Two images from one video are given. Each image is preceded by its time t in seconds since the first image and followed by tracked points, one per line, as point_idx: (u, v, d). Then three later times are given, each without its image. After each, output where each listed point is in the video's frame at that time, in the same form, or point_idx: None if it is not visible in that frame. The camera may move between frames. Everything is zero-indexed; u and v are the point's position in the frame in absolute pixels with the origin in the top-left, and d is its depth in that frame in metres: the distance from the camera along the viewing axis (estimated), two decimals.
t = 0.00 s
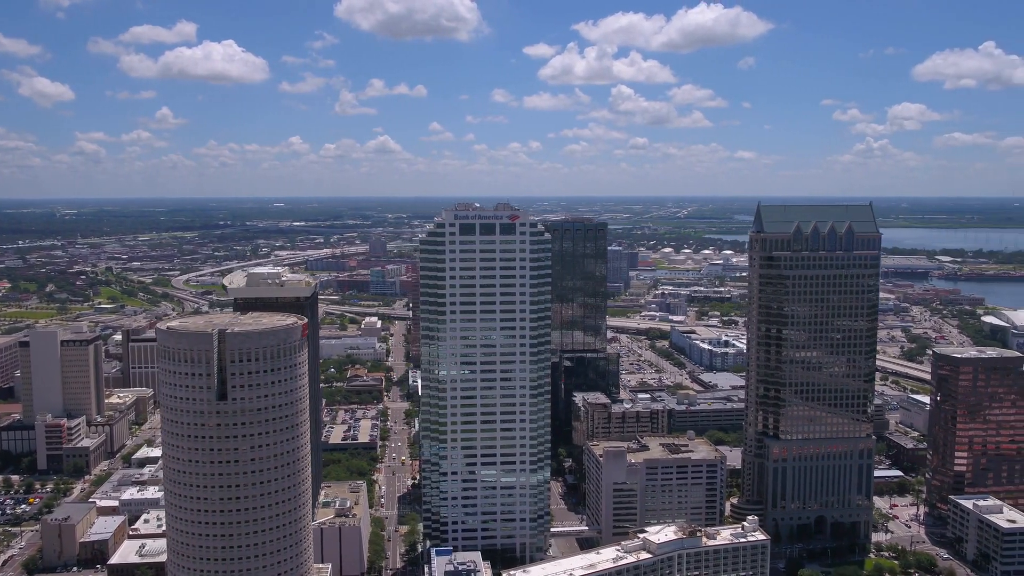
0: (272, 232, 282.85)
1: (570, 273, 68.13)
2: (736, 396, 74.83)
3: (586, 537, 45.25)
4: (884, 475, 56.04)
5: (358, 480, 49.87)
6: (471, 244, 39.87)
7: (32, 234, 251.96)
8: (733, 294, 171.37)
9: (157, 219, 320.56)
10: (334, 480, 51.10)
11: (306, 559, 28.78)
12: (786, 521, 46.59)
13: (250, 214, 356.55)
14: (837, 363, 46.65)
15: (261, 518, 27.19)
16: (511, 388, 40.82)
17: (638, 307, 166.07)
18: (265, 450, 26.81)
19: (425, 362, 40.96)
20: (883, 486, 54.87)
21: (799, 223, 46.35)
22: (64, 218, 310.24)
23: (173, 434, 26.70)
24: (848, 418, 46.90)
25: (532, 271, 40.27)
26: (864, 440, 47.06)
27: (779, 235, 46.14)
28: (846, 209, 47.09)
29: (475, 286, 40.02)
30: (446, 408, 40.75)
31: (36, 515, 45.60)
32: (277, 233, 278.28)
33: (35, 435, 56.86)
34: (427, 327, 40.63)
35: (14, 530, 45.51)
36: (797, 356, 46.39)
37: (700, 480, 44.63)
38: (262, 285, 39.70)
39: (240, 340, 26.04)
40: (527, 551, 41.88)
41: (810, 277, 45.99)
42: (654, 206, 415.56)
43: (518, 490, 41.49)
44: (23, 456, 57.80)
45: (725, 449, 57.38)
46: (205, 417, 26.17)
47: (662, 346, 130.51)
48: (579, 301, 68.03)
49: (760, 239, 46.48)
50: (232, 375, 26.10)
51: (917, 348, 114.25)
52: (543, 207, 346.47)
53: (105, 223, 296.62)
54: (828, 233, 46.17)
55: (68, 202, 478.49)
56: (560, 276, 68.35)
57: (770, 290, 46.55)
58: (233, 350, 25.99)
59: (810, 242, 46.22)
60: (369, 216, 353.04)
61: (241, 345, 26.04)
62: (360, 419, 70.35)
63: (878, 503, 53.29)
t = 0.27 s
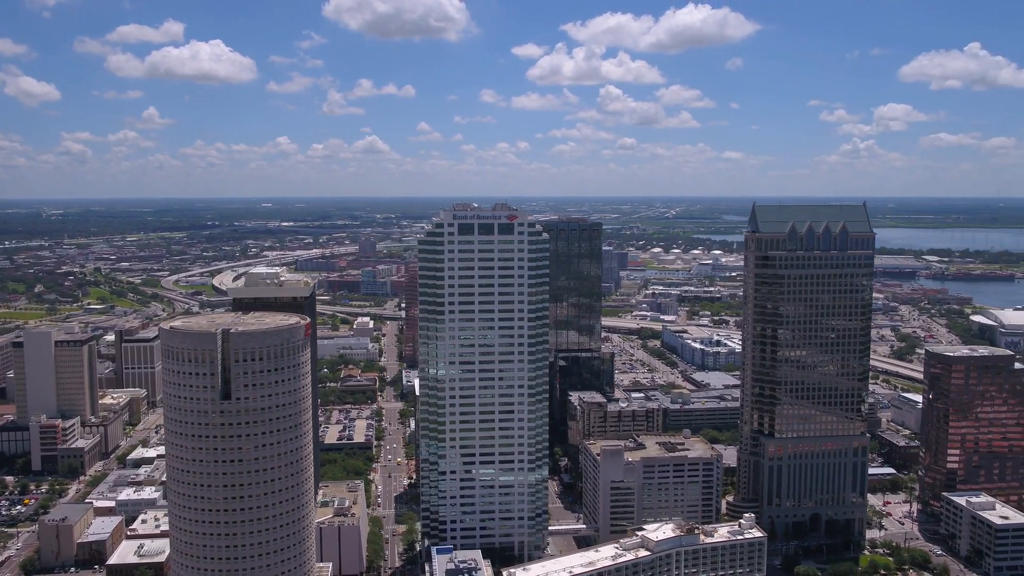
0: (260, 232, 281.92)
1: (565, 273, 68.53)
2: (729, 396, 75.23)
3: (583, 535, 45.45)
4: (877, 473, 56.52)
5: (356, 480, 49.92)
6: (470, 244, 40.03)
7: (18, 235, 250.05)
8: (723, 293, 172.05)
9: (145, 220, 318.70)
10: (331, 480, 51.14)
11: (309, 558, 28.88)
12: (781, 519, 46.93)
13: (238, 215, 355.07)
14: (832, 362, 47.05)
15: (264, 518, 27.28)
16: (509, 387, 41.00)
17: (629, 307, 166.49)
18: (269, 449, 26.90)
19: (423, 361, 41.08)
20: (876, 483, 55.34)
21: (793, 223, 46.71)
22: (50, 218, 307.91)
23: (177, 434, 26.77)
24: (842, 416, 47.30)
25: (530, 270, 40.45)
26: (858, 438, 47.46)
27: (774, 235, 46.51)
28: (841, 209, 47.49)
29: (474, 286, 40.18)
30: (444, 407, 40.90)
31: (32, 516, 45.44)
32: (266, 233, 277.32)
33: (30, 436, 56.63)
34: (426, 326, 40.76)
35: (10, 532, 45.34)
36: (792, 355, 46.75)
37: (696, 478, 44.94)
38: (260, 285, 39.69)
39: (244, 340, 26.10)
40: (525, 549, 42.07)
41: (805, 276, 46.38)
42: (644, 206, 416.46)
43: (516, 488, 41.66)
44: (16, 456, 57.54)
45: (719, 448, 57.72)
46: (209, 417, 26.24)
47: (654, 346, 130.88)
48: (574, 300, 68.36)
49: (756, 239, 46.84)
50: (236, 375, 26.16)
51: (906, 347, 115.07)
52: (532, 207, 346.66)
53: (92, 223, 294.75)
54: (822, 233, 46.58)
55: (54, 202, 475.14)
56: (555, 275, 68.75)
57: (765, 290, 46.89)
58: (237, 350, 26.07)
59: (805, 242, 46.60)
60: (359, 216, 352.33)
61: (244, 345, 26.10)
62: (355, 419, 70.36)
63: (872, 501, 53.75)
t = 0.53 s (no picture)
0: (249, 232, 281.01)
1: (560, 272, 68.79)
2: (722, 394, 75.64)
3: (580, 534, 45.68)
4: (870, 470, 57.02)
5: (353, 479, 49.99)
6: (468, 244, 40.20)
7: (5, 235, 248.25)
8: (713, 293, 172.82)
9: (132, 220, 316.90)
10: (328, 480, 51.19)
11: (312, 556, 29.00)
12: (776, 516, 47.29)
13: (226, 215, 353.59)
14: (827, 360, 47.46)
15: (268, 516, 27.38)
16: (507, 386, 41.19)
17: (620, 307, 166.92)
18: (273, 448, 27.01)
19: (422, 361, 41.22)
20: (869, 481, 55.83)
21: (788, 223, 47.10)
22: (37, 219, 305.76)
23: (181, 433, 26.84)
24: (836, 413, 47.73)
25: (529, 269, 40.65)
26: (852, 435, 47.91)
27: (769, 234, 46.89)
28: (835, 209, 47.89)
29: (472, 286, 40.35)
30: (443, 406, 41.07)
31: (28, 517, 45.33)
32: (256, 234, 276.40)
33: (24, 437, 56.43)
34: (425, 326, 40.91)
35: (6, 532, 45.20)
36: (787, 353, 47.13)
37: (693, 476, 45.27)
38: (259, 285, 39.61)
39: (248, 339, 26.19)
40: (523, 547, 42.24)
41: (799, 275, 46.79)
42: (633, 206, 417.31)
43: (514, 487, 41.84)
44: (10, 457, 57.34)
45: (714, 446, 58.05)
46: (213, 416, 26.32)
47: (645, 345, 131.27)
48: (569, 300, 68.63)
49: (751, 238, 47.22)
50: (240, 374, 26.26)
51: (896, 345, 115.93)
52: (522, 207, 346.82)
53: (80, 224, 293.05)
54: (817, 233, 47.01)
55: (40, 203, 472.02)
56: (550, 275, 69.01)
57: (760, 289, 47.28)
58: (242, 350, 26.17)
59: (799, 241, 47.01)
60: (348, 216, 351.63)
61: (248, 344, 26.19)
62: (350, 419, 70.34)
63: (865, 498, 54.24)
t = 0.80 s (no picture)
0: (237, 232, 280.07)
1: (555, 272, 68.97)
2: (716, 393, 76.05)
3: (577, 531, 45.92)
4: (863, 468, 57.53)
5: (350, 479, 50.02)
6: (467, 243, 40.37)
7: None
8: (703, 293, 173.49)
9: (120, 220, 315.04)
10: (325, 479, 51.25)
11: (315, 554, 29.13)
12: (771, 513, 47.70)
13: (214, 215, 352.01)
14: (821, 359, 47.87)
15: (271, 514, 27.47)
16: (506, 385, 41.36)
17: (611, 306, 167.30)
18: (276, 446, 27.11)
19: (420, 360, 41.38)
20: (863, 478, 56.32)
21: (783, 222, 47.48)
22: (22, 219, 303.43)
23: (184, 431, 26.94)
24: (830, 411, 48.16)
25: (527, 269, 40.87)
26: (846, 432, 48.35)
27: (765, 234, 47.27)
28: (830, 208, 48.33)
29: (471, 285, 40.53)
30: (442, 405, 41.23)
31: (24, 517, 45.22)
32: (245, 234, 275.36)
33: (18, 437, 56.23)
34: (423, 325, 41.07)
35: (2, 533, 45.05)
36: (782, 352, 47.51)
37: (689, 473, 45.59)
38: (258, 284, 39.62)
39: (252, 338, 26.29)
40: (521, 545, 42.42)
41: (794, 274, 47.19)
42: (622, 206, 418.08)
43: (513, 485, 42.02)
44: (4, 458, 57.11)
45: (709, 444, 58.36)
46: (217, 414, 26.43)
47: (637, 344, 131.66)
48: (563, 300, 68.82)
49: (746, 238, 47.60)
50: (244, 372, 26.36)
51: (885, 344, 116.73)
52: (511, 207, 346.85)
53: (66, 224, 291.26)
54: (811, 232, 47.41)
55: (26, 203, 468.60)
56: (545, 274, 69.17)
57: (756, 288, 47.63)
58: (246, 348, 26.26)
59: (794, 241, 47.39)
60: (337, 216, 350.96)
61: (252, 343, 26.31)
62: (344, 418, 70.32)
63: (858, 494, 54.77)
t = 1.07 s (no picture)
0: (227, 232, 279.31)
1: (552, 271, 69.07)
2: (710, 391, 76.43)
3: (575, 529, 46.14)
4: (857, 465, 57.99)
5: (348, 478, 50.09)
6: (466, 243, 40.55)
7: None
8: (694, 292, 174.10)
9: (108, 220, 313.54)
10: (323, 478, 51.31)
11: (318, 553, 29.21)
12: (768, 510, 48.04)
13: (203, 215, 350.59)
14: (816, 357, 48.22)
15: (275, 513, 27.57)
16: (504, 384, 41.54)
17: (603, 306, 167.69)
18: (280, 444, 27.22)
19: (419, 359, 41.49)
20: (857, 476, 56.77)
21: (779, 222, 47.84)
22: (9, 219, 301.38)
23: (187, 430, 27.02)
24: (824, 409, 48.54)
25: (526, 268, 41.05)
26: (841, 430, 48.73)
27: (761, 233, 47.60)
28: (824, 208, 48.76)
29: (470, 284, 40.68)
30: (440, 404, 41.37)
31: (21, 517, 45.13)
32: (235, 234, 274.53)
33: (13, 438, 56.06)
34: (422, 324, 41.18)
35: None
36: (779, 351, 47.80)
37: (686, 471, 45.87)
38: (258, 284, 39.72)
39: (256, 337, 26.40)
40: (520, 543, 42.55)
41: (790, 273, 47.53)
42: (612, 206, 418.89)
43: (511, 484, 42.17)
44: None
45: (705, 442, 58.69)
46: (221, 413, 26.51)
47: (629, 344, 132.03)
48: (559, 299, 69.00)
49: (742, 237, 47.91)
50: (248, 370, 26.46)
51: (876, 343, 117.48)
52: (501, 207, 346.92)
53: (55, 224, 289.60)
54: (807, 232, 47.77)
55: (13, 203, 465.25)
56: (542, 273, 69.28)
57: (753, 286, 47.95)
58: (249, 348, 26.36)
59: (790, 240, 47.74)
60: (328, 217, 350.48)
61: (256, 342, 26.41)
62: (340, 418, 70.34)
63: (853, 492, 55.20)
